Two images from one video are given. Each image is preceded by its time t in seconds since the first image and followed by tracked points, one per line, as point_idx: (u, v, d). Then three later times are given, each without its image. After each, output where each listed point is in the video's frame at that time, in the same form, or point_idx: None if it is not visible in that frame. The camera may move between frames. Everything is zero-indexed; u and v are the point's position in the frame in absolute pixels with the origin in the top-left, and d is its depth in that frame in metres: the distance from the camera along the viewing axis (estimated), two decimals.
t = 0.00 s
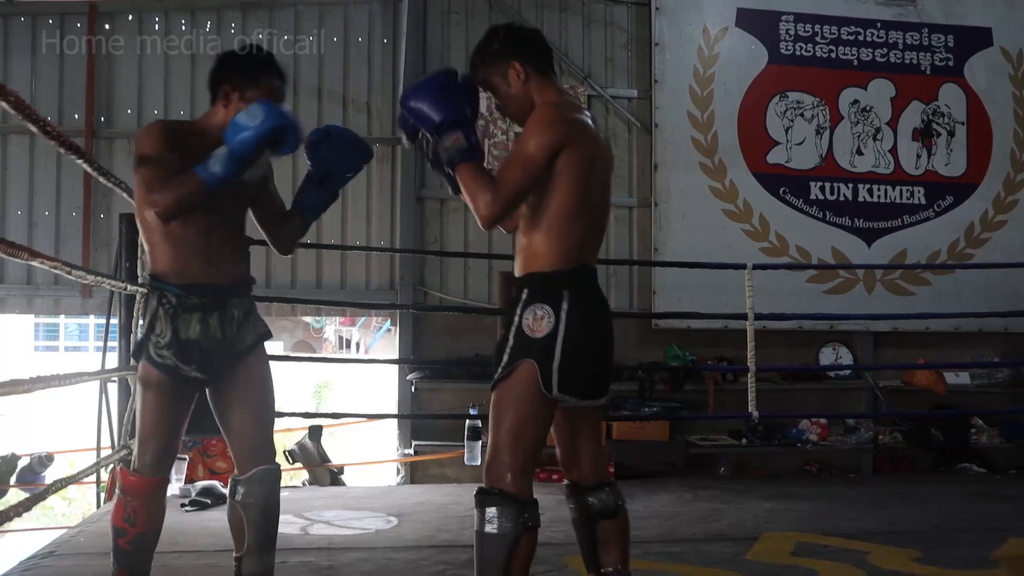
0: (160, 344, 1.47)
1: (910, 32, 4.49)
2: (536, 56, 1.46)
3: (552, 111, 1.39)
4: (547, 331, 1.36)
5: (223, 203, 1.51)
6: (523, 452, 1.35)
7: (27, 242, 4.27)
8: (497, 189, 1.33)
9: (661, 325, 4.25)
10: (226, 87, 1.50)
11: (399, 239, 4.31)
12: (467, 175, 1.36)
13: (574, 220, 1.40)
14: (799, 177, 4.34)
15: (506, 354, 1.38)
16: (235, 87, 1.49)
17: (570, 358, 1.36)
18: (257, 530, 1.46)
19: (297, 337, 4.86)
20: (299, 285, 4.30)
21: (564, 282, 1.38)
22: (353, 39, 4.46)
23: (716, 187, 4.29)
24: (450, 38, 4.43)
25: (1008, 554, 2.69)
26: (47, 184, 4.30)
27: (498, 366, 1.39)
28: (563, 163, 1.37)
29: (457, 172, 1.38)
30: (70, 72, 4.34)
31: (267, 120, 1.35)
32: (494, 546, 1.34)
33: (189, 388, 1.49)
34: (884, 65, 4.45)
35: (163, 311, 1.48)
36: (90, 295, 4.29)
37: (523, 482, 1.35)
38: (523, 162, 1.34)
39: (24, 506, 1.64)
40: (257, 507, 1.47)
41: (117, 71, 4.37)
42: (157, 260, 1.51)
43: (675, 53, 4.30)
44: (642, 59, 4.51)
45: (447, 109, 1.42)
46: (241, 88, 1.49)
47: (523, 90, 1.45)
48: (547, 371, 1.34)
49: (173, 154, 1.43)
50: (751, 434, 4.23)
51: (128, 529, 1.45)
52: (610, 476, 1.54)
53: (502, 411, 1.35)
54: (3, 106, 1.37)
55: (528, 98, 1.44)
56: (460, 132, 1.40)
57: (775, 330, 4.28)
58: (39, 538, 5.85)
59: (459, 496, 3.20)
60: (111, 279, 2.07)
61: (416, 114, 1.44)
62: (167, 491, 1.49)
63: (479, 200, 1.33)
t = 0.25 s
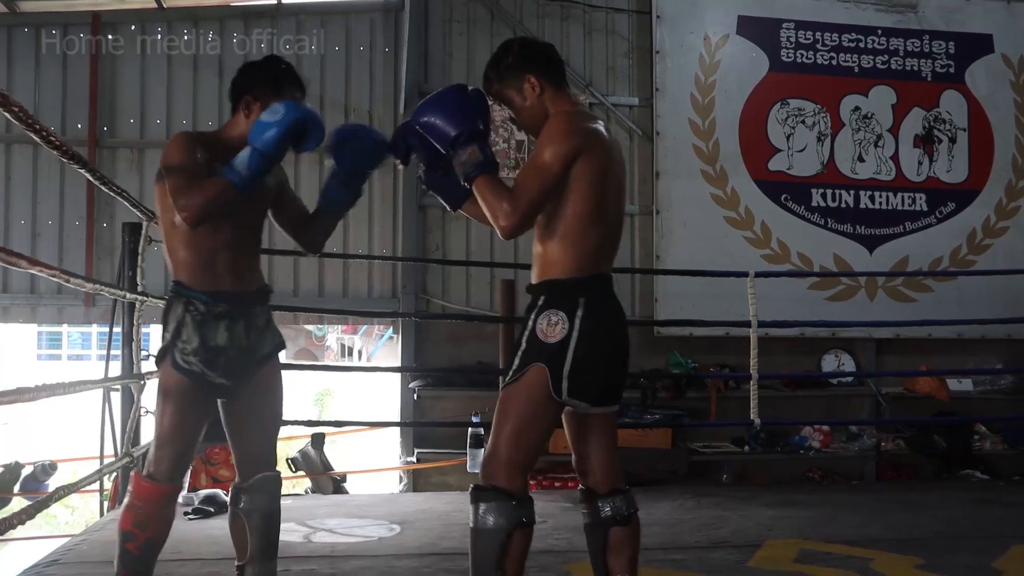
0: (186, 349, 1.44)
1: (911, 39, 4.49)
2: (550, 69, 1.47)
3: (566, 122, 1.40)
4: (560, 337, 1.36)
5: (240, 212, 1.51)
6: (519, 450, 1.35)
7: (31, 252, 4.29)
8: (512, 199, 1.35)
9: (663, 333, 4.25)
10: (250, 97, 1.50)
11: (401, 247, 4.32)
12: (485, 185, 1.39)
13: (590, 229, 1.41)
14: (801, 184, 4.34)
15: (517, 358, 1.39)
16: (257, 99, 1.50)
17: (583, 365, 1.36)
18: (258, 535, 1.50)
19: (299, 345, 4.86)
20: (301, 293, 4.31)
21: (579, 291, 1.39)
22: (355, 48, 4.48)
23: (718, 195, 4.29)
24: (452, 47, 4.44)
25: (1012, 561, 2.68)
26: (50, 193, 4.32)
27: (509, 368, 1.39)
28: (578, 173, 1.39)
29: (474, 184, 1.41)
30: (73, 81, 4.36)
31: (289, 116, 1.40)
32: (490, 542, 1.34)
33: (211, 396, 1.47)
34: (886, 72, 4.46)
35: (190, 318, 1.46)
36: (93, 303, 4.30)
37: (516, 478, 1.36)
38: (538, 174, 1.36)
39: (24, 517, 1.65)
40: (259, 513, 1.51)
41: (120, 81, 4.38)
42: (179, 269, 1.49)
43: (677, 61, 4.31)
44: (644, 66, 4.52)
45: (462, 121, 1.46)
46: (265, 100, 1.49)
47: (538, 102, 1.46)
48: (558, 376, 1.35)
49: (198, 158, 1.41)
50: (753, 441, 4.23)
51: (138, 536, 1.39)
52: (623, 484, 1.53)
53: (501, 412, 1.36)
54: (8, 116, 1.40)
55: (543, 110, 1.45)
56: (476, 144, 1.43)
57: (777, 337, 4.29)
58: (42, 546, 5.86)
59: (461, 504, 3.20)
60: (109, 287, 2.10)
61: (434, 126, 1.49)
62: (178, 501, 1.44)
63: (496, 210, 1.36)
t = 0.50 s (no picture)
0: (201, 357, 1.47)
1: (915, 37, 4.48)
2: (556, 75, 1.48)
3: (576, 126, 1.40)
4: (571, 340, 1.36)
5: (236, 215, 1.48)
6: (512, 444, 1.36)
7: (38, 258, 4.31)
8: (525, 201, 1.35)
9: (668, 334, 4.25)
10: (231, 100, 1.48)
11: (406, 251, 4.33)
12: (493, 187, 1.39)
13: (602, 232, 1.41)
14: (806, 184, 4.33)
15: (525, 357, 1.39)
16: (236, 99, 1.48)
17: (593, 367, 1.36)
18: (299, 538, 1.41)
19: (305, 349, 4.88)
20: (307, 297, 4.33)
21: (592, 294, 1.39)
22: (358, 52, 4.49)
23: (722, 195, 4.28)
24: (454, 49, 4.45)
25: (1019, 560, 2.68)
26: (56, 200, 4.34)
27: (516, 365, 1.40)
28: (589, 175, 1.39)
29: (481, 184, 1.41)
30: (78, 88, 4.38)
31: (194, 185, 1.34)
32: (488, 535, 1.35)
33: (233, 401, 1.50)
34: (890, 71, 4.44)
35: (199, 327, 1.47)
36: (100, 309, 4.33)
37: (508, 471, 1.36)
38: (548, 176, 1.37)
39: (35, 521, 1.71)
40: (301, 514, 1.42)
41: (124, 88, 4.41)
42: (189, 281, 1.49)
43: (679, 61, 4.31)
44: (647, 67, 4.52)
45: (472, 122, 1.47)
46: (243, 100, 1.47)
47: (547, 108, 1.46)
48: (566, 378, 1.35)
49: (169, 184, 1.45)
50: (760, 442, 4.22)
51: (203, 550, 1.38)
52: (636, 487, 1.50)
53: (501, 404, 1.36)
54: (11, 124, 1.41)
55: (552, 115, 1.45)
56: (485, 144, 1.44)
57: (783, 337, 4.28)
58: (53, 551, 5.89)
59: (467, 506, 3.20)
60: (117, 293, 2.11)
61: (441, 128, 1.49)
62: (231, 512, 1.43)
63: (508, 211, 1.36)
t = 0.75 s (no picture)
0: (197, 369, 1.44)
1: (925, 41, 4.47)
2: (544, 74, 1.46)
3: (563, 126, 1.39)
4: (580, 332, 1.36)
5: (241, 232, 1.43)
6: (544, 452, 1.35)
7: (48, 258, 4.32)
8: (524, 215, 1.36)
9: (676, 337, 4.25)
10: (234, 119, 1.42)
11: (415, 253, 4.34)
12: (496, 214, 1.40)
13: (600, 231, 1.40)
14: (815, 187, 4.33)
15: (539, 355, 1.39)
16: (239, 117, 1.41)
17: (605, 359, 1.34)
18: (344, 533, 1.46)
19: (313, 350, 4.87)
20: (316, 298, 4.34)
21: (597, 287, 1.38)
22: (368, 54, 4.50)
23: (731, 199, 4.28)
24: (465, 52, 4.45)
25: None
26: (67, 200, 4.35)
27: (533, 368, 1.40)
28: (580, 176, 1.38)
29: (484, 218, 1.42)
30: (89, 88, 4.39)
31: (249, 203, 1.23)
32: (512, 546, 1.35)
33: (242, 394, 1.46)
34: (900, 75, 4.44)
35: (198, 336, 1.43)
36: (109, 309, 4.34)
37: (542, 483, 1.37)
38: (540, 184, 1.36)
39: (45, 520, 1.66)
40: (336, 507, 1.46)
41: (135, 88, 4.42)
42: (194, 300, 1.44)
43: (689, 65, 4.31)
44: (656, 70, 4.52)
45: (462, 170, 1.49)
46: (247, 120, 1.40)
47: (536, 110, 1.45)
48: (577, 372, 1.34)
49: (174, 201, 1.35)
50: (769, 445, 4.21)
51: (217, 554, 1.44)
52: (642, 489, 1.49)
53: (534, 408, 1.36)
54: (25, 123, 1.36)
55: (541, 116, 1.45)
56: (476, 186, 1.46)
57: (792, 340, 4.28)
58: (59, 551, 5.90)
59: (475, 508, 3.20)
60: (128, 294, 2.08)
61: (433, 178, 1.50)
62: (246, 509, 1.46)
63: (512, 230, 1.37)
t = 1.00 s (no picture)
0: (241, 364, 1.49)
1: (929, 45, 4.47)
2: (568, 77, 1.46)
3: (583, 129, 1.38)
4: (579, 349, 1.37)
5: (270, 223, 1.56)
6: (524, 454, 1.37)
7: (51, 258, 4.31)
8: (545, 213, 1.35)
9: (680, 339, 4.26)
10: (243, 101, 1.47)
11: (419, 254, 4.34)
12: (517, 209, 1.38)
13: (614, 235, 1.40)
14: (819, 190, 4.33)
15: (536, 366, 1.41)
16: (249, 100, 1.47)
17: (602, 376, 1.35)
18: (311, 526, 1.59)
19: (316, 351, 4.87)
20: (320, 299, 4.33)
21: (600, 302, 1.39)
22: (372, 55, 4.50)
23: (735, 201, 4.29)
24: (469, 54, 4.45)
25: None
26: (71, 200, 4.35)
27: (528, 376, 1.42)
28: (599, 178, 1.37)
29: (504, 211, 1.40)
30: (93, 89, 4.39)
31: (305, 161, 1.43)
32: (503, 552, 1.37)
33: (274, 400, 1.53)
34: (904, 78, 4.44)
35: (240, 330, 1.51)
36: (112, 310, 4.33)
37: (519, 481, 1.38)
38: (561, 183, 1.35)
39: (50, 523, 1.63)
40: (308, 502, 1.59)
41: (139, 89, 4.41)
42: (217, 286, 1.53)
43: (693, 67, 4.31)
44: (660, 72, 4.52)
45: (483, 155, 1.49)
46: (258, 106, 1.47)
47: (555, 111, 1.45)
48: (573, 388, 1.35)
49: (205, 183, 1.42)
50: (772, 448, 4.21)
51: (233, 547, 1.44)
52: (651, 494, 1.44)
53: (516, 413, 1.38)
54: (29, 125, 1.26)
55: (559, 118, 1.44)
56: (497, 175, 1.47)
57: (795, 343, 4.28)
58: (60, 552, 5.89)
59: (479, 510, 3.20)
60: (132, 295, 2.05)
61: (453, 160, 1.51)
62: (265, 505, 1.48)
63: (534, 228, 1.35)
